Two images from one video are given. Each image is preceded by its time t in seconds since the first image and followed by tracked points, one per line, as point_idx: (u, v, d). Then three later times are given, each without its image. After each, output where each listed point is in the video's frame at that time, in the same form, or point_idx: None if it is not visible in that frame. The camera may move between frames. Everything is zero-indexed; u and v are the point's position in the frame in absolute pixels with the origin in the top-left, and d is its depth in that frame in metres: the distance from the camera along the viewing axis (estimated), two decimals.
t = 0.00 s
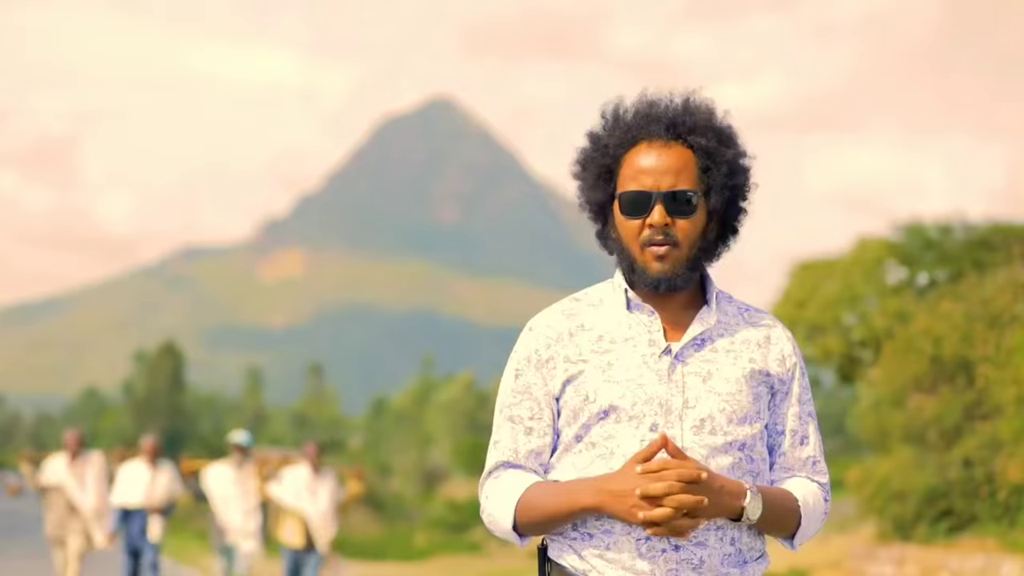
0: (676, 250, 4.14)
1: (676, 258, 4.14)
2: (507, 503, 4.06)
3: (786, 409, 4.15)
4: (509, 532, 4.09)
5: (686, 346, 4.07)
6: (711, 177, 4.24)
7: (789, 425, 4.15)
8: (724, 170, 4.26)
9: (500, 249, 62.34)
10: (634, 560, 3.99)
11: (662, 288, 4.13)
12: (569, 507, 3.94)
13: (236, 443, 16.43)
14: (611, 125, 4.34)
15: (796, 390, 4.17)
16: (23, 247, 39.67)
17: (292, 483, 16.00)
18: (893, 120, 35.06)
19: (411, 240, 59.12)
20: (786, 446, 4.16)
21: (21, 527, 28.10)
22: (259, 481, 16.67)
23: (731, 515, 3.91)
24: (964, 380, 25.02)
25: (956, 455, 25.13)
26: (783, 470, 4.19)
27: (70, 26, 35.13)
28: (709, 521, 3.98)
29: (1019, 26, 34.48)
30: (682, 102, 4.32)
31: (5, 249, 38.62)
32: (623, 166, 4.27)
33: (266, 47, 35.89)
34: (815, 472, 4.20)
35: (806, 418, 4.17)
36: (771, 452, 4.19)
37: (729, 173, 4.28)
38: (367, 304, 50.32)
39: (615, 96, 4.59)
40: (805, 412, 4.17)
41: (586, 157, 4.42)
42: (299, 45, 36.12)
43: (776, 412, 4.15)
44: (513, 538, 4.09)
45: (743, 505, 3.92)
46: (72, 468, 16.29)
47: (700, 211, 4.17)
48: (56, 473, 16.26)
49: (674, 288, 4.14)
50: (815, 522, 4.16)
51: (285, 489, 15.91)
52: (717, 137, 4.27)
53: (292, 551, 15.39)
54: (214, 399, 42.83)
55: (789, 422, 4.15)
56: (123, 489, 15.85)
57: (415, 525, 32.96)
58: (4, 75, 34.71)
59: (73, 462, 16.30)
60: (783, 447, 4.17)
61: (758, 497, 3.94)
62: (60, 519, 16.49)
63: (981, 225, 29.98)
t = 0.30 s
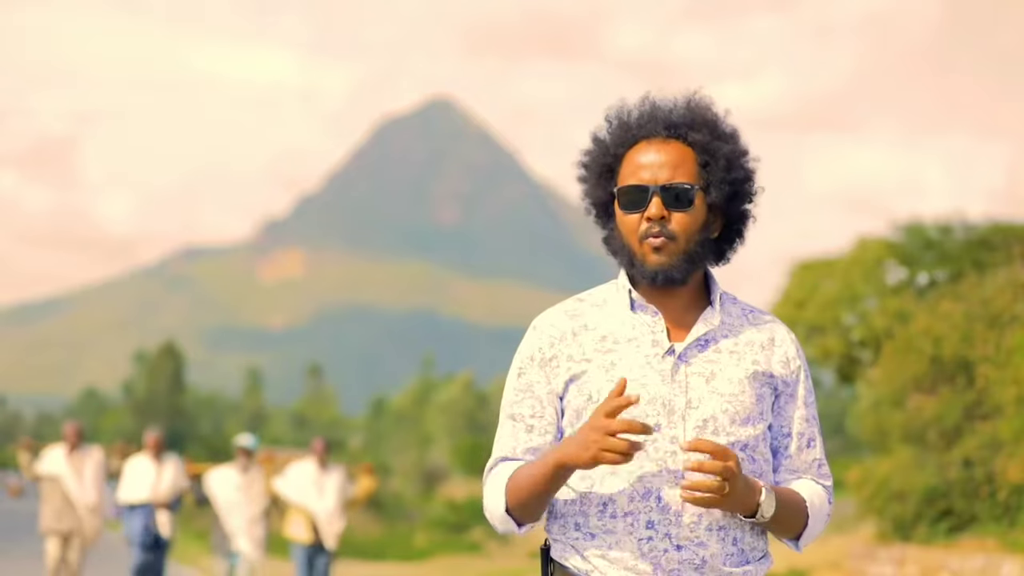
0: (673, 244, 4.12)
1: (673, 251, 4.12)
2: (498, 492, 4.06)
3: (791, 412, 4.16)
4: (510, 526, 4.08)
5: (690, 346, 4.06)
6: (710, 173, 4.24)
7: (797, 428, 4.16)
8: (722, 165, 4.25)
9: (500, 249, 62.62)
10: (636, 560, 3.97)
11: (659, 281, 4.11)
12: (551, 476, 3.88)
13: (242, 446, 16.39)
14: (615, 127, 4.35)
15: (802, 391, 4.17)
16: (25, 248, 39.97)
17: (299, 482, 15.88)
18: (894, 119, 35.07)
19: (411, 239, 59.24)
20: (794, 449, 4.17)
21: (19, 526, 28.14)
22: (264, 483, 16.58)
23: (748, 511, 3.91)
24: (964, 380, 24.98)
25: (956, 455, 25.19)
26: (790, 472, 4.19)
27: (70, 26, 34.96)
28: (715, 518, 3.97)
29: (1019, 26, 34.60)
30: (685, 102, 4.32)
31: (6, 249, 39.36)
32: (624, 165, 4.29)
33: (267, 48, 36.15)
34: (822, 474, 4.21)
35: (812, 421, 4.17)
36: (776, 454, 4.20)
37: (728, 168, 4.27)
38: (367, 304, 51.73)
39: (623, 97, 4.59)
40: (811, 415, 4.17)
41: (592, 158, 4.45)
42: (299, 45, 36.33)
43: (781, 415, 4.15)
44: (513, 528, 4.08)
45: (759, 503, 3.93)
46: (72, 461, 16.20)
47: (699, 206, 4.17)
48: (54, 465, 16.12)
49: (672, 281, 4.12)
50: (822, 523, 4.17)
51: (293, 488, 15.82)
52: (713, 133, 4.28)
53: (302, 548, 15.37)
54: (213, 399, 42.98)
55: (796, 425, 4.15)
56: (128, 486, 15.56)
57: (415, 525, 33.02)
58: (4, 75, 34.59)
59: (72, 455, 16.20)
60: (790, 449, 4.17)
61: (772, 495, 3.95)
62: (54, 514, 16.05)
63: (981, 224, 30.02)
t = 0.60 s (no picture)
0: (679, 243, 4.08)
1: (679, 250, 4.08)
2: (497, 477, 3.94)
3: (796, 416, 4.12)
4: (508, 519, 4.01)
5: (695, 346, 4.02)
6: (713, 173, 4.21)
7: (802, 433, 4.12)
8: (726, 163, 4.22)
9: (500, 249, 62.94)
10: (638, 559, 3.91)
11: (664, 283, 4.06)
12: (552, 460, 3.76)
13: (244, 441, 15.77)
14: (620, 126, 4.32)
15: (806, 396, 4.14)
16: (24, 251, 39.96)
17: (301, 488, 15.19)
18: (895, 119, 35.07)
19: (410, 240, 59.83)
20: (798, 455, 4.14)
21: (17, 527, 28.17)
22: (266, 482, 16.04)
23: (767, 523, 3.90)
24: (964, 379, 24.91)
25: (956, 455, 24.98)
26: (795, 477, 4.17)
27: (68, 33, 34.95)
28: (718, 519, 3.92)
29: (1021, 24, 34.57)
30: (688, 102, 4.30)
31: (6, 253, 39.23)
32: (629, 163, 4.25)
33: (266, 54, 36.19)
34: (825, 479, 4.20)
35: (815, 427, 4.14)
36: (779, 460, 4.17)
37: (731, 168, 4.24)
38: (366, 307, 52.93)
39: (626, 95, 4.56)
40: (815, 422, 4.14)
41: (597, 157, 4.42)
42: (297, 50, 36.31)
43: (785, 419, 4.11)
44: (513, 512, 3.93)
45: (776, 515, 3.93)
46: (66, 466, 15.57)
47: (703, 206, 4.14)
48: (49, 471, 15.54)
49: (676, 282, 4.07)
50: (828, 528, 4.16)
51: (295, 494, 15.12)
52: (714, 132, 4.24)
53: (306, 557, 14.84)
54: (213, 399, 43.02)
55: (801, 431, 4.12)
56: (131, 491, 15.27)
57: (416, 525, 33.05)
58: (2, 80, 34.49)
59: (66, 459, 15.60)
60: (794, 454, 4.15)
61: (789, 507, 3.96)
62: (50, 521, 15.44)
63: (982, 223, 29.99)
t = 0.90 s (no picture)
0: (685, 242, 4.03)
1: (686, 251, 4.03)
2: (508, 493, 3.93)
3: (796, 417, 4.06)
4: (512, 522, 3.94)
5: (698, 346, 3.96)
6: (719, 172, 4.16)
7: (802, 433, 4.07)
8: (731, 164, 4.17)
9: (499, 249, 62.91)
10: (642, 559, 3.86)
11: (672, 283, 4.01)
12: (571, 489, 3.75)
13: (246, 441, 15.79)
14: (622, 127, 4.26)
15: (806, 398, 4.08)
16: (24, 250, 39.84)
17: (305, 479, 15.35)
18: (893, 119, 35.13)
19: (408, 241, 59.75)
20: (798, 453, 4.09)
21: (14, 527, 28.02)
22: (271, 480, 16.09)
23: (761, 522, 3.83)
24: (965, 378, 24.80)
25: (958, 454, 24.88)
26: (792, 477, 4.12)
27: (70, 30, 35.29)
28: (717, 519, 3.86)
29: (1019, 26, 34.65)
30: (690, 102, 4.24)
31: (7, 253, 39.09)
32: (632, 163, 4.19)
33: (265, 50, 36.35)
34: (822, 479, 4.14)
35: (814, 426, 4.09)
36: (779, 459, 4.11)
37: (737, 168, 4.19)
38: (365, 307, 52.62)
39: (628, 95, 4.50)
40: (814, 421, 4.09)
41: (597, 158, 4.35)
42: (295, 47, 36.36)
43: (785, 419, 4.05)
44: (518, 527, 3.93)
45: (771, 513, 3.85)
46: (63, 458, 15.51)
47: (709, 206, 4.09)
48: (46, 462, 15.49)
49: (683, 282, 4.02)
50: (824, 528, 4.09)
51: (300, 486, 15.27)
52: (718, 132, 4.18)
53: (309, 548, 14.66)
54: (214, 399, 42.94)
55: (800, 431, 4.07)
56: (129, 486, 15.08)
57: (416, 524, 32.99)
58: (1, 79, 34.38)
59: (63, 451, 15.52)
60: (793, 455, 4.10)
61: (783, 505, 3.88)
62: (48, 514, 15.43)
63: (981, 221, 29.95)
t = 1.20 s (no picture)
0: (688, 244, 4.07)
1: (688, 252, 4.06)
2: (509, 497, 3.96)
3: (800, 411, 4.07)
4: (511, 526, 3.98)
5: (697, 344, 3.97)
6: (722, 172, 4.19)
7: (806, 427, 4.07)
8: (734, 165, 4.20)
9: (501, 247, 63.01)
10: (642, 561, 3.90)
11: (673, 283, 4.04)
12: (569, 501, 3.79)
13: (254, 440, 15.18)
14: (622, 123, 4.29)
15: (811, 392, 4.08)
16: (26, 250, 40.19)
17: (315, 483, 14.69)
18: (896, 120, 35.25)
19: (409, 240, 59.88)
20: (802, 448, 4.09)
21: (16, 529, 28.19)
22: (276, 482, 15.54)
23: (759, 523, 3.81)
24: (967, 376, 24.81)
25: (960, 453, 24.87)
26: (799, 472, 4.12)
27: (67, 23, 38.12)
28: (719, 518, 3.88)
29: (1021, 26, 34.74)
30: (692, 100, 4.26)
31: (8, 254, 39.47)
32: (633, 162, 4.22)
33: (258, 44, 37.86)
34: (830, 473, 4.14)
35: (819, 420, 4.09)
36: (783, 455, 4.12)
37: (739, 168, 4.22)
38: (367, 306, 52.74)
39: (632, 93, 4.53)
40: (819, 414, 4.08)
41: (599, 156, 4.39)
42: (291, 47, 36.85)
43: (790, 413, 4.06)
44: (514, 532, 3.99)
45: (769, 512, 3.82)
46: (64, 463, 15.43)
47: (710, 207, 4.10)
48: (46, 467, 15.43)
49: (685, 283, 4.05)
50: (832, 523, 4.09)
51: (308, 492, 14.62)
52: (720, 133, 4.21)
53: (316, 555, 14.30)
54: (216, 398, 43.06)
55: (806, 424, 4.07)
56: (131, 487, 14.90)
57: (419, 524, 33.13)
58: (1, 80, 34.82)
59: (64, 457, 15.42)
60: (799, 449, 4.10)
61: (783, 502, 3.84)
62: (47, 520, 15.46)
63: (984, 220, 29.98)
